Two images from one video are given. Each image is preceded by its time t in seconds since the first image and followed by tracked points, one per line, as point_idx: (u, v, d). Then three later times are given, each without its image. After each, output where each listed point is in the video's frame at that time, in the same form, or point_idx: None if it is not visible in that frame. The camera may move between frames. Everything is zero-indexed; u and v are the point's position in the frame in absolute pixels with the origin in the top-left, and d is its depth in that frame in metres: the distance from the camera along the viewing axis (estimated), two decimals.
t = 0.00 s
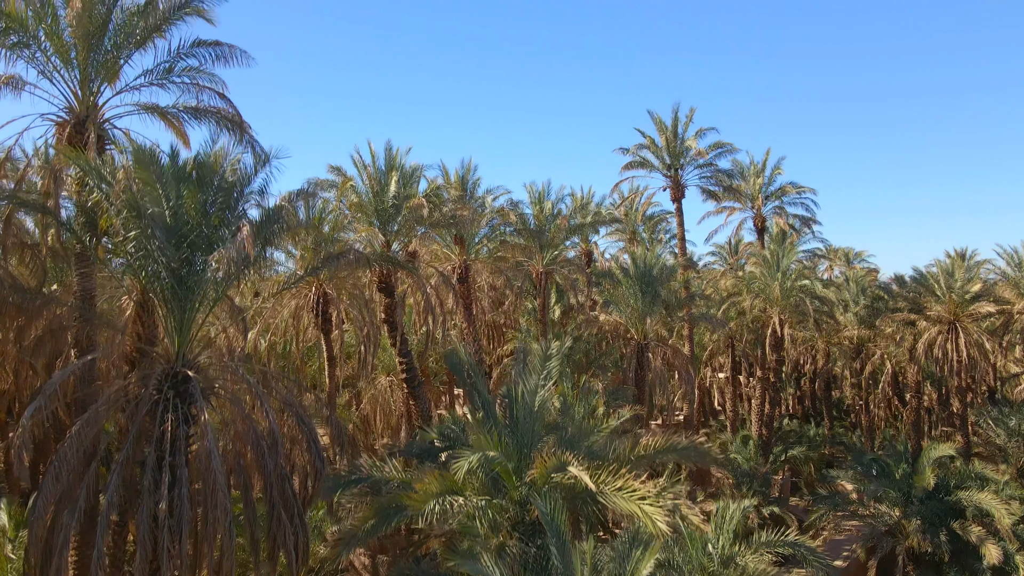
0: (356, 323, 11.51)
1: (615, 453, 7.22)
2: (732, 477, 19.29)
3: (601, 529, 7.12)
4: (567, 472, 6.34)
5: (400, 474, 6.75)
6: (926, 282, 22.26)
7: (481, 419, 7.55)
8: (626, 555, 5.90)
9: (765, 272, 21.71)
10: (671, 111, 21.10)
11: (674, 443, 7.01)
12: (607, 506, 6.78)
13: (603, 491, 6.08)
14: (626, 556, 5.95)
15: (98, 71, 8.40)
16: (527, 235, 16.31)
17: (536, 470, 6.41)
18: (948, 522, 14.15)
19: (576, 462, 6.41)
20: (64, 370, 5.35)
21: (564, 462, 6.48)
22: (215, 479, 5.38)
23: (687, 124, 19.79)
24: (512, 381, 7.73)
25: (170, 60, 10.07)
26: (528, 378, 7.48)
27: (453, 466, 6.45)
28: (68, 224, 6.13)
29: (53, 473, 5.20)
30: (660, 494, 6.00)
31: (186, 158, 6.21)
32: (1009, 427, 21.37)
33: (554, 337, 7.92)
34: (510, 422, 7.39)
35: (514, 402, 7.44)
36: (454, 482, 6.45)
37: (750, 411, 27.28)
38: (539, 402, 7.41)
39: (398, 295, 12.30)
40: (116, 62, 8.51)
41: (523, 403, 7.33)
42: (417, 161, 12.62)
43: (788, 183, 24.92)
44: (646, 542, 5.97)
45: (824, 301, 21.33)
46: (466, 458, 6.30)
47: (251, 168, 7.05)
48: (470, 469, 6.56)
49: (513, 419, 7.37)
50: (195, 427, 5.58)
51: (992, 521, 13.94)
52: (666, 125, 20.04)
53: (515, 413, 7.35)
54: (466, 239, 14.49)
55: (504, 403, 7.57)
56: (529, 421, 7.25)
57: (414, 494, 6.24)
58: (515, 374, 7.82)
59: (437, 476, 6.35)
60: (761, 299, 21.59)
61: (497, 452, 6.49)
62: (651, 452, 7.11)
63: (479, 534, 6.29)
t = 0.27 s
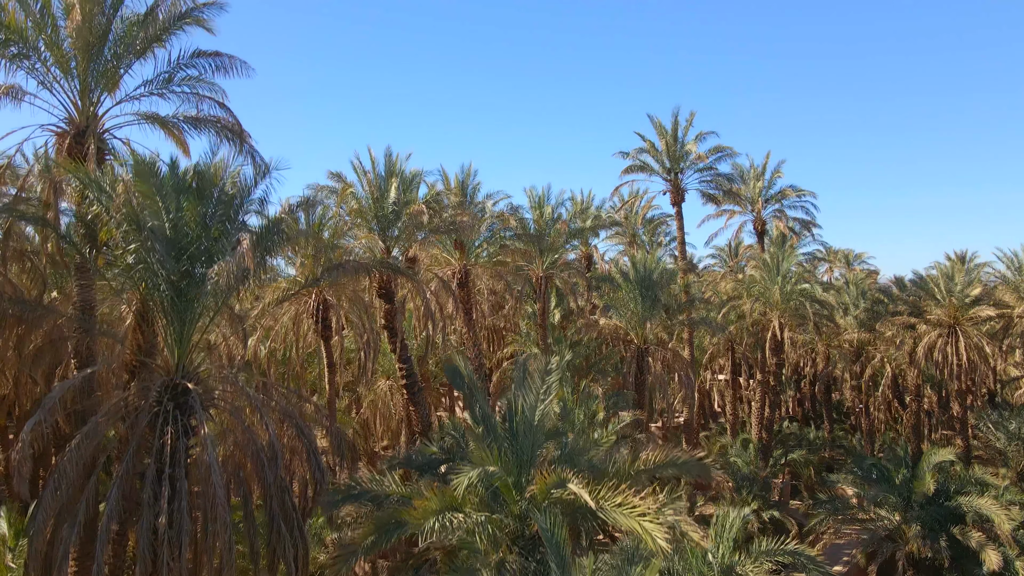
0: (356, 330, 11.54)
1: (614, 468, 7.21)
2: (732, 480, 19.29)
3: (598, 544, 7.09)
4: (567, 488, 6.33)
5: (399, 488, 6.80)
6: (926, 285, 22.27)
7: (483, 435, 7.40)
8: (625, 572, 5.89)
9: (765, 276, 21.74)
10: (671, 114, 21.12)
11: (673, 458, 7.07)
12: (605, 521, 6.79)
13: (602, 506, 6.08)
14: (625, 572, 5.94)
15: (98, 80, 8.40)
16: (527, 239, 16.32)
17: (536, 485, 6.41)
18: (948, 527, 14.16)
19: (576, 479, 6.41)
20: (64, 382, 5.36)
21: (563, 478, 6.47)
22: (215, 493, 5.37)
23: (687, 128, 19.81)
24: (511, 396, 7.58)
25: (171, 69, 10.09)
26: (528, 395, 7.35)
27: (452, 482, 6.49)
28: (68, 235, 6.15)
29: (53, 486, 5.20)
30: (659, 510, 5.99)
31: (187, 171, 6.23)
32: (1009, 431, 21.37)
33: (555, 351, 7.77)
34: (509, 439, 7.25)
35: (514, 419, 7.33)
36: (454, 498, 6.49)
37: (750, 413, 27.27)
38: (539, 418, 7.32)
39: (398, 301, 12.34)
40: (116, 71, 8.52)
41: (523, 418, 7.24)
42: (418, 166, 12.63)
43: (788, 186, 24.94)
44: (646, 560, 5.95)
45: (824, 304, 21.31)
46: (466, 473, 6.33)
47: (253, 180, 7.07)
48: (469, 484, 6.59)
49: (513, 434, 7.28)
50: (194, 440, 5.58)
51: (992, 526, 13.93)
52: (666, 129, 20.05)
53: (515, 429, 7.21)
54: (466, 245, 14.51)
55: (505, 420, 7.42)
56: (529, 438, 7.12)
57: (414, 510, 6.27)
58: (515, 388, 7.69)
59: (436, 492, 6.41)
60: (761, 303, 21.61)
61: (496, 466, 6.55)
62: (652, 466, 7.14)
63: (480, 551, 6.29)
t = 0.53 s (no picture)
0: (356, 336, 11.57)
1: (614, 483, 7.22)
2: (732, 484, 19.29)
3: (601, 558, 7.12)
4: (567, 505, 6.32)
5: (399, 503, 6.77)
6: (926, 289, 22.29)
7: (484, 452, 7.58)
8: None
9: (765, 279, 21.76)
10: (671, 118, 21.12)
11: (673, 473, 7.05)
12: (603, 537, 6.80)
13: (602, 522, 6.10)
14: None
15: (97, 90, 8.40)
16: (527, 244, 16.32)
17: (536, 501, 6.39)
18: (948, 533, 14.15)
19: (576, 495, 6.42)
20: (64, 396, 5.35)
21: (564, 494, 6.47)
22: (215, 506, 5.36)
23: (687, 132, 19.81)
24: (512, 409, 7.79)
25: (171, 80, 10.11)
26: (528, 408, 7.53)
27: (452, 498, 6.47)
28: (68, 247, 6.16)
29: (52, 500, 5.19)
30: (659, 526, 6.00)
31: (186, 183, 6.23)
32: (1009, 434, 21.38)
33: (555, 367, 8.05)
34: (509, 451, 7.43)
35: (513, 430, 7.52)
36: (454, 514, 6.45)
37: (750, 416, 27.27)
38: (539, 431, 7.50)
39: (398, 308, 12.40)
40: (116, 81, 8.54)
41: (523, 431, 7.39)
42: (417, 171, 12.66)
43: (788, 189, 24.94)
44: None
45: (824, 308, 21.30)
46: (466, 489, 6.30)
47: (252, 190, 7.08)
48: (469, 501, 6.56)
49: (513, 447, 7.46)
50: (194, 452, 5.57)
51: (992, 531, 13.93)
52: (666, 133, 20.05)
53: (516, 441, 7.39)
54: (466, 250, 14.54)
55: (505, 433, 7.60)
56: (529, 451, 7.30)
57: (414, 527, 6.23)
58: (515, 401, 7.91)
59: (436, 509, 6.36)
60: (761, 306, 21.62)
61: (497, 481, 6.52)
62: (653, 480, 7.14)
63: (480, 567, 6.26)
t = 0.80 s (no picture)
0: (356, 342, 11.56)
1: (613, 498, 7.28)
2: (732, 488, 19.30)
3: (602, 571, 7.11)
4: (567, 521, 6.35)
5: (399, 518, 6.78)
6: (926, 292, 22.29)
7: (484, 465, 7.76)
8: None
9: (765, 283, 21.77)
10: (671, 122, 21.13)
11: (673, 488, 7.14)
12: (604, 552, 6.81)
13: (601, 538, 6.13)
14: None
15: (97, 100, 8.42)
16: (527, 249, 16.31)
17: (535, 518, 6.42)
18: (948, 538, 14.13)
19: (576, 511, 6.45)
20: (65, 409, 5.36)
21: (563, 510, 6.49)
22: (214, 520, 5.35)
23: (687, 136, 19.82)
24: (512, 420, 7.99)
25: (172, 89, 10.13)
26: (528, 422, 7.70)
27: (452, 514, 6.47)
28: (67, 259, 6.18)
29: (52, 513, 5.19)
30: (659, 543, 6.06)
31: (185, 195, 6.23)
32: (1009, 438, 21.37)
33: (554, 383, 8.23)
34: (509, 461, 7.62)
35: (513, 441, 7.69)
36: (453, 531, 6.45)
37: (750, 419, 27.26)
38: (538, 446, 7.66)
39: (398, 313, 12.44)
40: (116, 91, 8.55)
41: (522, 445, 7.57)
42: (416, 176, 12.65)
43: (788, 192, 24.95)
44: None
45: (824, 312, 21.28)
46: (466, 505, 6.30)
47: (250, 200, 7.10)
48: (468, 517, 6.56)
49: (512, 461, 7.59)
50: (194, 465, 5.57)
51: (992, 537, 13.91)
52: (666, 137, 20.05)
53: (516, 451, 7.57)
54: (466, 255, 14.52)
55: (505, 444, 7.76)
56: (529, 463, 7.48)
57: (414, 544, 6.23)
58: (516, 413, 8.11)
59: (435, 526, 6.36)
60: (761, 310, 21.61)
61: (497, 497, 6.53)
62: (654, 495, 7.17)
63: None
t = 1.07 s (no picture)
0: (357, 348, 11.53)
1: (613, 513, 7.34)
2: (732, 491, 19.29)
3: None
4: (567, 538, 6.35)
5: (400, 534, 6.79)
6: (926, 295, 22.29)
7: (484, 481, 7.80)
8: None
9: (765, 286, 21.79)
10: (671, 126, 21.15)
11: (673, 503, 7.21)
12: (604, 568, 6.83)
13: (601, 555, 6.17)
14: None
15: (97, 110, 8.45)
16: (528, 253, 16.28)
17: (535, 534, 6.43)
18: (948, 543, 14.10)
19: (575, 528, 6.46)
20: (64, 423, 5.36)
21: (563, 526, 6.49)
22: (214, 534, 5.35)
23: (687, 140, 19.82)
24: (511, 432, 8.07)
25: (171, 98, 10.15)
26: (528, 435, 7.78)
27: (451, 529, 6.46)
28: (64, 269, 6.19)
29: (52, 528, 5.18)
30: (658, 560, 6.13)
31: (185, 205, 6.23)
32: (1009, 441, 21.37)
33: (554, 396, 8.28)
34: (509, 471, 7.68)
35: (512, 452, 7.80)
36: (453, 547, 6.45)
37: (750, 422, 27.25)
38: (538, 460, 7.72)
39: (398, 319, 12.48)
40: (116, 100, 8.59)
41: (522, 459, 7.65)
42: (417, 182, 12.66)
43: (788, 195, 24.96)
44: None
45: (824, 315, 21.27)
46: (465, 520, 6.32)
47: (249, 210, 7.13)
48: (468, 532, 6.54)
49: (512, 474, 7.67)
50: (194, 477, 5.58)
51: (992, 543, 13.89)
52: (666, 141, 20.06)
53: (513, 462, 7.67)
54: (466, 260, 14.50)
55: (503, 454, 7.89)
56: (528, 476, 7.56)
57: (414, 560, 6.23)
58: (516, 425, 8.17)
59: (435, 543, 6.36)
60: (761, 313, 21.60)
61: (496, 512, 6.55)
62: (653, 509, 7.22)
63: None
